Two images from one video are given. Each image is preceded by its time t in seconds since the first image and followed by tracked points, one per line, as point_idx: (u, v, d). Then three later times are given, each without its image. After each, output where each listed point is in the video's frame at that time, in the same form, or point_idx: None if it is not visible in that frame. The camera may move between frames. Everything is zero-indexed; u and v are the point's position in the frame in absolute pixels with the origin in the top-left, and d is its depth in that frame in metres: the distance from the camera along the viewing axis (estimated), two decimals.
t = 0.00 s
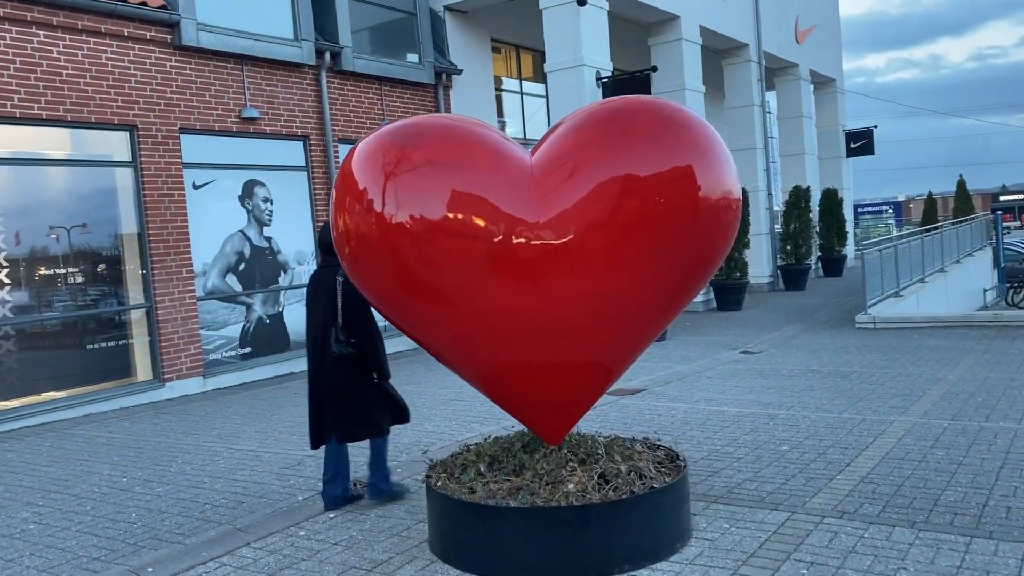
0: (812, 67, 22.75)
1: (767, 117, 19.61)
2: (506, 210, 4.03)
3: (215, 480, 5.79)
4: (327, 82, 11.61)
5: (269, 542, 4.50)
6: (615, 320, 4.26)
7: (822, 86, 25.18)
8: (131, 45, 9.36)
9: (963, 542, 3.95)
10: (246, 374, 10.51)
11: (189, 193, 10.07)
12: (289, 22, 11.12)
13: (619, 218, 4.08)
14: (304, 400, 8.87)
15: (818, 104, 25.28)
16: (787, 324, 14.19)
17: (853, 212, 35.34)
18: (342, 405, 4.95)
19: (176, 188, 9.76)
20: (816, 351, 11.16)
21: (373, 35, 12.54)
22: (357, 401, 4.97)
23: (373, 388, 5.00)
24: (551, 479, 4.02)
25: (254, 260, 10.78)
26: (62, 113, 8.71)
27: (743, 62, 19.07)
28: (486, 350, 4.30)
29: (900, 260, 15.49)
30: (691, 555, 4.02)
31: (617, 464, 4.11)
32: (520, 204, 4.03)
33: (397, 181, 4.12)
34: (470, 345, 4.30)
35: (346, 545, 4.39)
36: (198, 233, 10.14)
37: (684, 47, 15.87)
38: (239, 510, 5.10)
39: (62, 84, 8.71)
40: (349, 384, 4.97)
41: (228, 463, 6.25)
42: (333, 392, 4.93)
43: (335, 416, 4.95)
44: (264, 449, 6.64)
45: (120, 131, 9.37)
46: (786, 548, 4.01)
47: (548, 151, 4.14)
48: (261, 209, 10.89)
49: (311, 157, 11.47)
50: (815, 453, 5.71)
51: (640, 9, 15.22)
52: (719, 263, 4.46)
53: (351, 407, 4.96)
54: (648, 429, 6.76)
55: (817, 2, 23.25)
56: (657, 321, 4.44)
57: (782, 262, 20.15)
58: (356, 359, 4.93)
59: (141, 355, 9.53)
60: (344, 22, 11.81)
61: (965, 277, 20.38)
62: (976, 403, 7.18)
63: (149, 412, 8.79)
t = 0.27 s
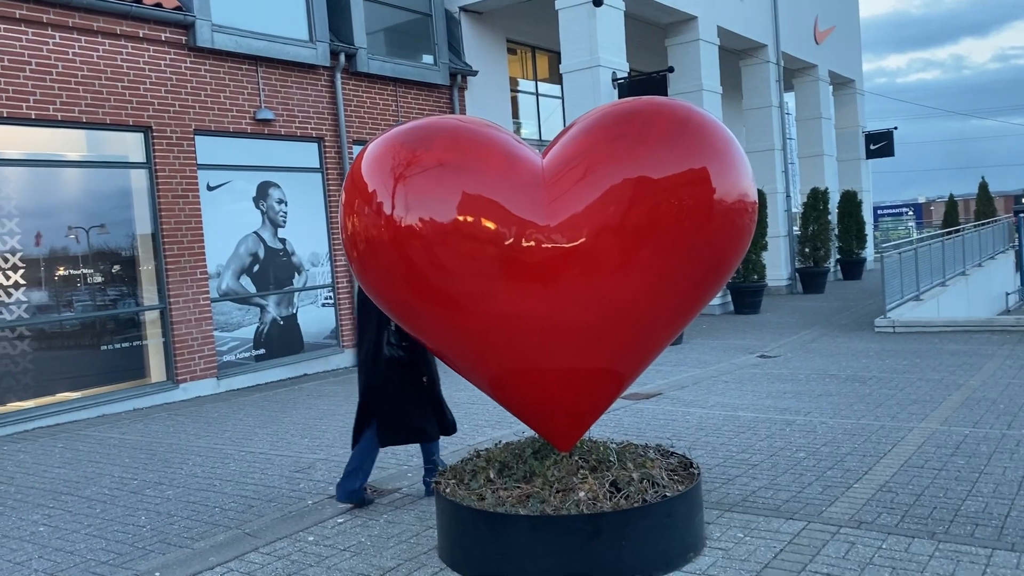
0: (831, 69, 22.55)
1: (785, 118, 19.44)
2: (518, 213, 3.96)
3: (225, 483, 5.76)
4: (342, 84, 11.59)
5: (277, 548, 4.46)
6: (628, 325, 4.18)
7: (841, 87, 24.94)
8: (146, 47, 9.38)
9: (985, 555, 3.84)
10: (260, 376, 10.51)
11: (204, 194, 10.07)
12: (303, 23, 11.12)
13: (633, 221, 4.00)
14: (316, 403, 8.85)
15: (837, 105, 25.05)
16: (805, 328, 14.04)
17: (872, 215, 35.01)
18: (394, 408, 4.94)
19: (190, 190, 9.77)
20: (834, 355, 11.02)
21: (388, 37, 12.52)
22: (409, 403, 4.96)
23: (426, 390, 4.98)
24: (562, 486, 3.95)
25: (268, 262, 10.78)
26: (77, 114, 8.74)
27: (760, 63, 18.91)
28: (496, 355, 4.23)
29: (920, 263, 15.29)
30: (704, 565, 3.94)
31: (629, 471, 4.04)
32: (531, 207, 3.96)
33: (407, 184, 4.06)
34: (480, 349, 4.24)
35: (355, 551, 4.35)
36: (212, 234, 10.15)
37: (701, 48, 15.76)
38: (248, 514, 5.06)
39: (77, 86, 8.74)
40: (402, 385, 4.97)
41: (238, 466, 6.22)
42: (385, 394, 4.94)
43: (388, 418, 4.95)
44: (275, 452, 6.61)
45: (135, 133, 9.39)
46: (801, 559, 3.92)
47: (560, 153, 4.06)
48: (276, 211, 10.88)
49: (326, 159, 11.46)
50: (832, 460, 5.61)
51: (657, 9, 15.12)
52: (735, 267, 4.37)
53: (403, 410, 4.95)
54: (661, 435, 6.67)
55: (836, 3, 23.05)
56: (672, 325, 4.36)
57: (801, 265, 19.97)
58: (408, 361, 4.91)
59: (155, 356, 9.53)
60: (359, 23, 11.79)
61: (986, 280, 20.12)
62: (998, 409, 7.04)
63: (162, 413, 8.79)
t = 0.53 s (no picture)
0: (845, 69, 22.36)
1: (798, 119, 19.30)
2: (519, 215, 3.90)
3: (227, 485, 5.73)
4: (351, 84, 11.58)
5: (276, 551, 4.42)
6: (631, 329, 4.12)
7: (855, 88, 24.74)
8: (155, 47, 9.39)
9: (996, 565, 3.75)
10: (268, 377, 10.50)
11: (212, 195, 10.08)
12: (313, 24, 11.11)
13: (635, 224, 3.93)
14: (323, 404, 8.82)
15: (851, 106, 24.85)
16: (817, 330, 13.91)
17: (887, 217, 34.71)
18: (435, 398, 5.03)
19: (199, 190, 9.77)
20: (846, 359, 10.90)
21: (397, 37, 12.49)
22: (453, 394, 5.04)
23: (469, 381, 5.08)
24: (563, 492, 3.90)
25: (276, 262, 10.77)
26: (86, 115, 8.74)
27: (773, 64, 18.78)
28: (497, 358, 4.18)
29: (935, 265, 15.12)
30: (708, 573, 3.87)
31: (632, 477, 3.98)
32: (532, 210, 3.90)
33: (408, 185, 4.01)
34: (481, 353, 4.19)
35: (354, 556, 4.30)
36: (221, 235, 10.15)
37: (713, 48, 15.65)
38: (249, 517, 5.03)
39: (85, 86, 8.75)
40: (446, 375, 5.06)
41: (241, 468, 6.19)
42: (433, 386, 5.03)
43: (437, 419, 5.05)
44: (279, 454, 6.58)
45: (143, 133, 9.40)
46: (808, 568, 3.85)
47: (562, 153, 4.00)
48: (284, 212, 10.87)
49: (335, 160, 11.45)
50: (841, 466, 5.52)
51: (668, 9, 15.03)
52: (740, 270, 4.30)
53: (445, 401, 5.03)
54: (668, 439, 6.60)
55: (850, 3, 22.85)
56: (676, 329, 4.29)
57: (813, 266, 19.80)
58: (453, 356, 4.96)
59: (163, 356, 9.53)
60: (368, 24, 11.77)
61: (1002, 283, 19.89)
62: (1012, 415, 6.93)
63: (169, 414, 8.78)
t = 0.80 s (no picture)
0: (854, 69, 22.20)
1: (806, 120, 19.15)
2: (509, 216, 3.83)
3: (220, 489, 5.69)
4: (354, 86, 11.54)
5: (264, 558, 4.37)
6: (625, 333, 4.04)
7: (864, 89, 24.57)
8: (155, 49, 9.36)
9: None
10: (270, 379, 10.47)
11: (213, 196, 10.05)
12: (315, 25, 11.07)
13: (628, 225, 3.86)
14: (323, 407, 8.77)
15: (860, 107, 24.67)
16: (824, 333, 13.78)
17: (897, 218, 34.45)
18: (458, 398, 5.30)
19: (200, 192, 9.75)
20: (852, 362, 10.78)
21: (400, 38, 12.45)
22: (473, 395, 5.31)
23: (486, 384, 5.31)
24: (553, 499, 3.83)
25: (278, 264, 10.74)
26: (86, 116, 8.72)
27: (780, 64, 18.64)
28: (487, 362, 4.10)
29: (943, 267, 14.97)
30: None
31: (624, 484, 3.91)
32: (522, 211, 3.83)
33: (396, 186, 3.94)
34: (471, 357, 4.11)
35: (343, 563, 4.24)
36: (222, 236, 10.12)
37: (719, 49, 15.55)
38: (239, 522, 4.98)
39: (85, 87, 8.72)
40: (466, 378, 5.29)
41: (236, 472, 6.14)
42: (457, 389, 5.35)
43: (457, 416, 5.39)
44: (274, 457, 6.53)
45: (144, 135, 9.37)
46: None
47: (552, 154, 3.93)
48: (286, 213, 10.83)
49: (337, 161, 11.41)
50: (842, 472, 5.42)
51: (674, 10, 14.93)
52: (735, 272, 4.22)
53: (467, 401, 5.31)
54: (667, 444, 6.51)
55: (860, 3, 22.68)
56: (670, 332, 4.21)
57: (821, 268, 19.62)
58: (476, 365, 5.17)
59: (163, 358, 9.50)
60: (371, 25, 11.73)
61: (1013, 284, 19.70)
62: (1018, 420, 6.82)
63: (168, 417, 8.75)
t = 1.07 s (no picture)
0: (853, 70, 22.09)
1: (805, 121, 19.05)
2: (488, 219, 3.72)
3: (199, 496, 5.59)
4: (345, 86, 11.45)
5: (237, 568, 4.27)
6: (607, 338, 3.94)
7: (864, 90, 24.45)
8: (143, 49, 9.28)
9: None
10: (259, 383, 10.39)
11: (202, 198, 9.98)
12: (306, 25, 10.99)
13: (609, 228, 3.75)
14: (310, 411, 8.68)
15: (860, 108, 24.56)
16: (821, 336, 13.67)
17: (898, 220, 34.29)
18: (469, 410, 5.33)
19: (188, 193, 9.66)
20: (849, 365, 10.67)
21: (393, 39, 12.37)
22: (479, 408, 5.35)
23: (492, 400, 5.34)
24: (530, 509, 3.73)
25: (268, 266, 10.66)
26: (72, 117, 8.64)
27: (778, 65, 18.55)
28: (464, 369, 3.98)
29: (942, 269, 14.85)
30: None
31: (603, 493, 3.80)
32: (500, 213, 3.72)
33: (371, 187, 3.82)
34: (448, 364, 3.99)
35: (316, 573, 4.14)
36: (211, 238, 10.04)
37: (716, 50, 15.46)
38: (216, 531, 4.88)
39: (71, 88, 8.64)
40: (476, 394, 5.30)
41: (217, 478, 6.05)
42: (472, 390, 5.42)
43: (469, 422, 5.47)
44: (257, 463, 6.44)
45: (132, 136, 9.28)
46: None
47: (530, 155, 3.82)
48: (276, 215, 10.77)
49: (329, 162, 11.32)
50: (831, 479, 5.32)
51: (670, 10, 14.85)
52: (718, 276, 4.13)
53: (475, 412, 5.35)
54: (655, 449, 6.41)
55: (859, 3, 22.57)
56: (652, 337, 4.11)
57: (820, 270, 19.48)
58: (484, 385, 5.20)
59: (151, 361, 9.41)
60: (363, 25, 11.65)
61: (1013, 287, 19.57)
62: (1013, 425, 6.70)
63: (154, 421, 8.66)
